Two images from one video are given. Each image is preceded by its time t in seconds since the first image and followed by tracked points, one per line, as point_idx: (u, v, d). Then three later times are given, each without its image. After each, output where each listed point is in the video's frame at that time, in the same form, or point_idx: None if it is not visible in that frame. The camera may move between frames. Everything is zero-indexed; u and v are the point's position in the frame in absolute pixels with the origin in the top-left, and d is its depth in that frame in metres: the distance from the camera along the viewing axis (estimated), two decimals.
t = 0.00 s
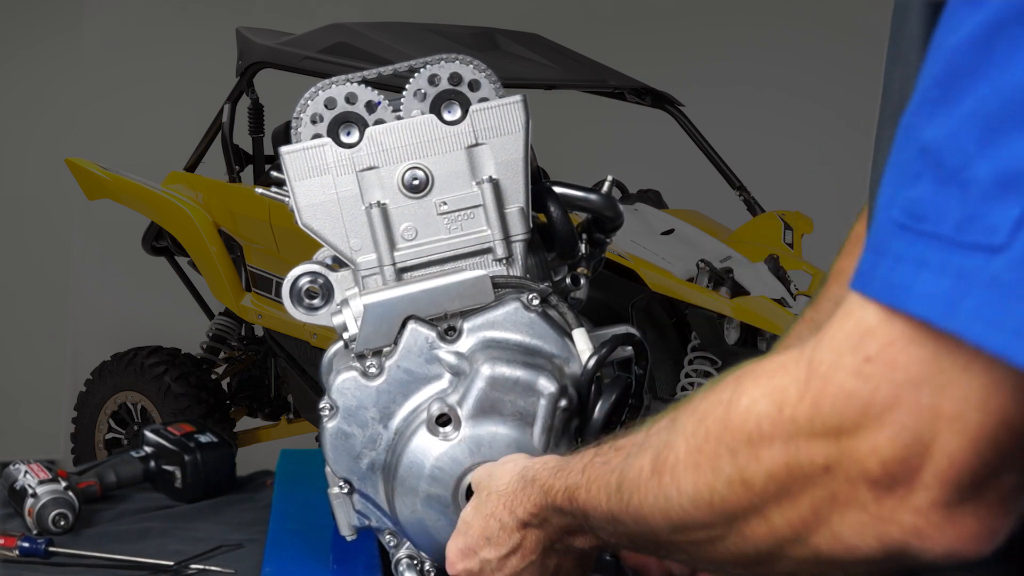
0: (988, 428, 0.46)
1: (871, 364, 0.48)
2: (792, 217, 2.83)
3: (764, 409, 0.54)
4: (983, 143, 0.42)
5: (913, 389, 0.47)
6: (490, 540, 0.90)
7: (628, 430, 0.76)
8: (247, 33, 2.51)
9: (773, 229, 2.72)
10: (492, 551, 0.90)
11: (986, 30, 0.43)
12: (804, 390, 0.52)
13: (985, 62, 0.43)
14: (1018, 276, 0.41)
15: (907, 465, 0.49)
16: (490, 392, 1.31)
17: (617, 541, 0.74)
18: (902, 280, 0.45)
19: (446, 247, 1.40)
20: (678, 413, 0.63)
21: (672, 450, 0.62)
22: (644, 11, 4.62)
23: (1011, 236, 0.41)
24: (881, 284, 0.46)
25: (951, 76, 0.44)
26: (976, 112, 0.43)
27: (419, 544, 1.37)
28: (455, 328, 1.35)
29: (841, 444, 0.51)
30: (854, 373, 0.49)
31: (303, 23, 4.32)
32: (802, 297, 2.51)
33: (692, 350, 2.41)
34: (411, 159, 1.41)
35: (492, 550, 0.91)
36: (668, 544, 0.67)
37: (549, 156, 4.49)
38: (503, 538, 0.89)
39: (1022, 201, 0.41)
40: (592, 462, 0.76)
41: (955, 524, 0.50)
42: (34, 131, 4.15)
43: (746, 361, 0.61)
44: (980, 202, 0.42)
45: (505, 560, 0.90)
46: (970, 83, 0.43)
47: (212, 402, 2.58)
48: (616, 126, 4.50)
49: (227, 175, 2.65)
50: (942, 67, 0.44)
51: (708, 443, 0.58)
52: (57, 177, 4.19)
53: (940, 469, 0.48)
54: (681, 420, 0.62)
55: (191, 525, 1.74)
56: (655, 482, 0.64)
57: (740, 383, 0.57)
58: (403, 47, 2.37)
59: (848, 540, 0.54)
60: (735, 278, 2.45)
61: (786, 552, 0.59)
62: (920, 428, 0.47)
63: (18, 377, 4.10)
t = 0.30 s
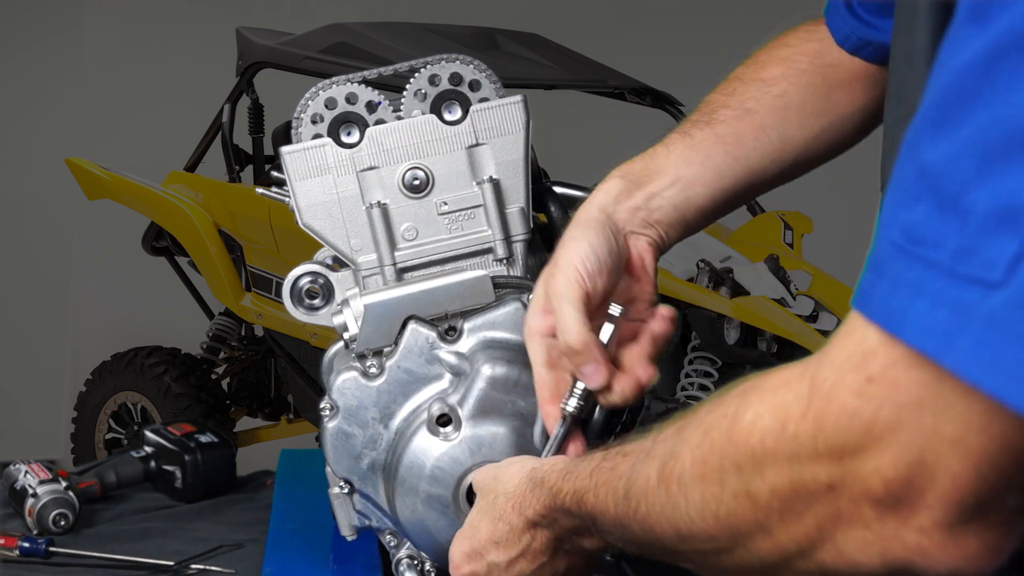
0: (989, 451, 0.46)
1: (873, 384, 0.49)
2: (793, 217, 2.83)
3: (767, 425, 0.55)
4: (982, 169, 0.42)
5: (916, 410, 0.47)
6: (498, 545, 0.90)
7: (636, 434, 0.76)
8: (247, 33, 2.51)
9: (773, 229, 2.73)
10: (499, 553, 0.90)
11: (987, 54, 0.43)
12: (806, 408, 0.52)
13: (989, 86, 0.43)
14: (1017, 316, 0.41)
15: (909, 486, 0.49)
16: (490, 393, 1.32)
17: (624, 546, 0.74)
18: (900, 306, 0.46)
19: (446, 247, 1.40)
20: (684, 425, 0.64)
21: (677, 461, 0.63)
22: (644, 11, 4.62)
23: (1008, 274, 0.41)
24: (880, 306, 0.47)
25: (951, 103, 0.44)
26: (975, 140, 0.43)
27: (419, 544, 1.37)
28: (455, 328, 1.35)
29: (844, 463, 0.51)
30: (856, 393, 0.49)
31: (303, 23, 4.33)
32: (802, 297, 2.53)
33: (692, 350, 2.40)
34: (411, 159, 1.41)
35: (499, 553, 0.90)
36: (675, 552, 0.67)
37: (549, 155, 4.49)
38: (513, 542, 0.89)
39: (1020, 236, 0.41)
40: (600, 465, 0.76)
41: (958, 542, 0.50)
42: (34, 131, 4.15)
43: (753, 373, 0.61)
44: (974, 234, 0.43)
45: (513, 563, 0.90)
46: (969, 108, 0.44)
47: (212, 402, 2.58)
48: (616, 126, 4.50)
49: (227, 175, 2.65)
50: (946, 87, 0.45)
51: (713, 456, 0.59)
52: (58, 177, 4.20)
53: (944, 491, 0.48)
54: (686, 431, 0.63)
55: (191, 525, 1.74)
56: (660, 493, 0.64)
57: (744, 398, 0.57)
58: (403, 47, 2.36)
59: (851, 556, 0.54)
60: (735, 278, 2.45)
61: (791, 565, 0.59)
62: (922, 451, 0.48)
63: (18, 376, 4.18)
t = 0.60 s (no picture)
0: (994, 474, 0.45)
1: (878, 405, 0.48)
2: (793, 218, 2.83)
3: (766, 445, 0.55)
4: (981, 197, 0.42)
5: (919, 431, 0.47)
6: (493, 534, 0.91)
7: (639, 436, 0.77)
8: (247, 33, 2.51)
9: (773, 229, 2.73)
10: (492, 541, 0.91)
11: (979, 83, 0.42)
12: (806, 429, 0.52)
13: (981, 120, 0.42)
14: None
15: (913, 508, 0.48)
16: (491, 394, 1.32)
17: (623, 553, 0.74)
18: (901, 334, 0.45)
19: (447, 247, 1.40)
20: (689, 439, 0.64)
21: (681, 475, 0.63)
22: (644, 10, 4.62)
23: (1014, 307, 0.41)
24: (878, 333, 0.47)
25: (943, 128, 0.44)
26: (971, 168, 0.42)
27: (418, 544, 1.36)
28: (456, 328, 1.35)
29: (845, 485, 0.51)
30: (858, 415, 0.49)
31: (303, 23, 4.32)
32: (802, 296, 2.56)
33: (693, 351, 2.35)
34: (412, 159, 1.41)
35: (491, 542, 0.91)
36: (673, 562, 0.68)
37: (549, 155, 4.49)
38: (506, 531, 0.89)
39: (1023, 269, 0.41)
40: (603, 468, 0.76)
41: (963, 562, 0.49)
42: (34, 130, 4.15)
43: (755, 388, 0.61)
44: (976, 264, 0.42)
45: (503, 553, 0.90)
46: (962, 138, 0.43)
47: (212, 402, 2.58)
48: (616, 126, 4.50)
49: (227, 175, 2.65)
50: (932, 118, 0.44)
51: (714, 474, 0.59)
52: (57, 176, 4.20)
53: (948, 512, 0.47)
54: (691, 447, 0.63)
55: (191, 525, 1.73)
56: (662, 506, 0.64)
57: (745, 416, 0.57)
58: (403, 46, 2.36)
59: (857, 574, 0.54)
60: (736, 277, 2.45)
61: None
62: (924, 473, 0.47)
63: (19, 377, 3.96)
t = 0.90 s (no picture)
0: (977, 461, 0.45)
1: (860, 395, 0.48)
2: (792, 218, 2.83)
3: (753, 433, 0.55)
4: (963, 183, 0.42)
5: (900, 421, 0.47)
6: (498, 509, 0.91)
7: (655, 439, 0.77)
8: (247, 33, 2.51)
9: (773, 228, 2.73)
10: (495, 517, 0.91)
11: (959, 74, 0.43)
12: (792, 418, 0.52)
13: (958, 111, 0.44)
14: (1017, 328, 0.41)
15: (897, 500, 0.48)
16: (491, 393, 1.31)
17: (621, 556, 0.74)
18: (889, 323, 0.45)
19: (446, 247, 1.40)
20: (688, 434, 0.64)
21: (677, 467, 0.63)
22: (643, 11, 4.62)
23: (1004, 287, 0.41)
24: (865, 323, 0.46)
25: (925, 119, 0.45)
26: (953, 156, 0.43)
27: (419, 545, 1.36)
28: (456, 328, 1.35)
29: (828, 477, 0.51)
30: (842, 405, 0.49)
31: (303, 23, 4.32)
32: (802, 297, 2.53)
33: (692, 350, 2.40)
34: (411, 159, 1.41)
35: (497, 519, 0.91)
36: (665, 562, 0.67)
37: (549, 155, 4.49)
38: (513, 512, 0.89)
39: (1011, 249, 0.41)
40: (616, 465, 0.77)
41: (946, 557, 0.49)
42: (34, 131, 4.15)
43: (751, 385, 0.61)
44: (967, 249, 0.42)
45: (502, 533, 0.90)
46: (945, 127, 0.44)
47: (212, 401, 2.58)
48: (615, 126, 4.50)
49: (227, 175, 2.65)
50: (914, 108, 0.45)
51: (707, 464, 0.59)
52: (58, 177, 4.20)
53: (932, 503, 0.47)
54: (689, 440, 0.63)
55: (191, 525, 1.73)
56: (659, 496, 0.65)
57: (736, 408, 0.58)
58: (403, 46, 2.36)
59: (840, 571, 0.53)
60: (735, 278, 2.45)
61: None
62: (908, 462, 0.47)
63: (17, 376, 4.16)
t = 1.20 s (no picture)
0: (956, 418, 0.47)
1: (839, 353, 0.50)
2: (792, 217, 2.83)
3: (741, 398, 0.56)
4: (941, 116, 0.45)
5: (877, 378, 0.48)
6: (496, 487, 0.91)
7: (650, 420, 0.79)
8: (247, 33, 2.51)
9: (773, 228, 2.73)
10: (494, 493, 0.91)
11: (928, 12, 0.46)
12: (776, 379, 0.54)
13: (933, 43, 0.46)
14: (994, 243, 0.43)
15: (878, 465, 0.50)
16: (491, 393, 1.31)
17: (610, 539, 0.75)
18: (875, 263, 0.46)
19: (446, 247, 1.40)
20: (677, 406, 0.65)
21: (665, 434, 0.64)
22: (644, 10, 4.62)
23: (984, 205, 0.43)
24: (852, 270, 0.48)
25: (901, 61, 0.47)
26: (930, 89, 0.45)
27: (420, 544, 1.36)
28: (455, 328, 1.35)
29: (810, 441, 0.52)
30: (822, 364, 0.50)
31: (303, 23, 4.32)
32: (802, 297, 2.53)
33: (692, 350, 2.41)
34: (411, 159, 1.41)
35: (496, 496, 0.91)
36: (650, 538, 0.68)
37: (549, 156, 4.49)
38: (510, 491, 0.90)
39: (990, 169, 0.43)
40: (612, 443, 0.79)
41: (931, 527, 0.51)
42: (34, 131, 4.15)
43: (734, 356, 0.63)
44: (946, 176, 0.44)
45: (496, 510, 0.90)
46: (920, 63, 0.47)
47: (212, 402, 2.58)
48: (615, 126, 4.50)
49: (227, 175, 2.65)
50: (892, 53, 0.48)
51: (695, 429, 0.61)
52: (58, 177, 4.21)
53: (912, 465, 0.49)
54: (677, 411, 0.64)
55: (191, 525, 1.73)
56: (647, 466, 0.66)
57: (724, 374, 0.59)
58: (403, 47, 2.36)
59: (823, 542, 0.54)
60: (735, 278, 2.45)
61: (761, 555, 0.59)
62: (887, 420, 0.48)
63: (17, 376, 4.19)
